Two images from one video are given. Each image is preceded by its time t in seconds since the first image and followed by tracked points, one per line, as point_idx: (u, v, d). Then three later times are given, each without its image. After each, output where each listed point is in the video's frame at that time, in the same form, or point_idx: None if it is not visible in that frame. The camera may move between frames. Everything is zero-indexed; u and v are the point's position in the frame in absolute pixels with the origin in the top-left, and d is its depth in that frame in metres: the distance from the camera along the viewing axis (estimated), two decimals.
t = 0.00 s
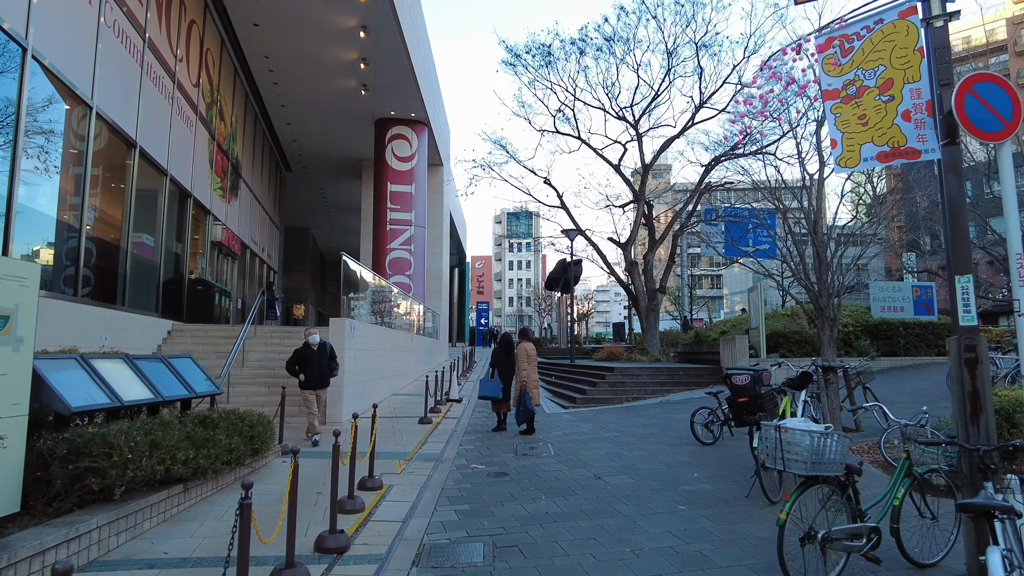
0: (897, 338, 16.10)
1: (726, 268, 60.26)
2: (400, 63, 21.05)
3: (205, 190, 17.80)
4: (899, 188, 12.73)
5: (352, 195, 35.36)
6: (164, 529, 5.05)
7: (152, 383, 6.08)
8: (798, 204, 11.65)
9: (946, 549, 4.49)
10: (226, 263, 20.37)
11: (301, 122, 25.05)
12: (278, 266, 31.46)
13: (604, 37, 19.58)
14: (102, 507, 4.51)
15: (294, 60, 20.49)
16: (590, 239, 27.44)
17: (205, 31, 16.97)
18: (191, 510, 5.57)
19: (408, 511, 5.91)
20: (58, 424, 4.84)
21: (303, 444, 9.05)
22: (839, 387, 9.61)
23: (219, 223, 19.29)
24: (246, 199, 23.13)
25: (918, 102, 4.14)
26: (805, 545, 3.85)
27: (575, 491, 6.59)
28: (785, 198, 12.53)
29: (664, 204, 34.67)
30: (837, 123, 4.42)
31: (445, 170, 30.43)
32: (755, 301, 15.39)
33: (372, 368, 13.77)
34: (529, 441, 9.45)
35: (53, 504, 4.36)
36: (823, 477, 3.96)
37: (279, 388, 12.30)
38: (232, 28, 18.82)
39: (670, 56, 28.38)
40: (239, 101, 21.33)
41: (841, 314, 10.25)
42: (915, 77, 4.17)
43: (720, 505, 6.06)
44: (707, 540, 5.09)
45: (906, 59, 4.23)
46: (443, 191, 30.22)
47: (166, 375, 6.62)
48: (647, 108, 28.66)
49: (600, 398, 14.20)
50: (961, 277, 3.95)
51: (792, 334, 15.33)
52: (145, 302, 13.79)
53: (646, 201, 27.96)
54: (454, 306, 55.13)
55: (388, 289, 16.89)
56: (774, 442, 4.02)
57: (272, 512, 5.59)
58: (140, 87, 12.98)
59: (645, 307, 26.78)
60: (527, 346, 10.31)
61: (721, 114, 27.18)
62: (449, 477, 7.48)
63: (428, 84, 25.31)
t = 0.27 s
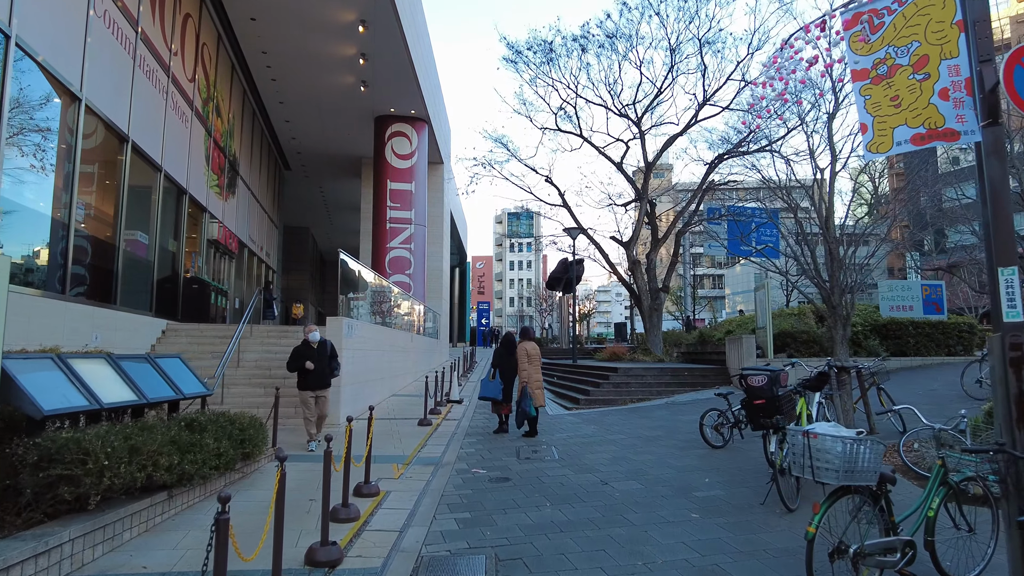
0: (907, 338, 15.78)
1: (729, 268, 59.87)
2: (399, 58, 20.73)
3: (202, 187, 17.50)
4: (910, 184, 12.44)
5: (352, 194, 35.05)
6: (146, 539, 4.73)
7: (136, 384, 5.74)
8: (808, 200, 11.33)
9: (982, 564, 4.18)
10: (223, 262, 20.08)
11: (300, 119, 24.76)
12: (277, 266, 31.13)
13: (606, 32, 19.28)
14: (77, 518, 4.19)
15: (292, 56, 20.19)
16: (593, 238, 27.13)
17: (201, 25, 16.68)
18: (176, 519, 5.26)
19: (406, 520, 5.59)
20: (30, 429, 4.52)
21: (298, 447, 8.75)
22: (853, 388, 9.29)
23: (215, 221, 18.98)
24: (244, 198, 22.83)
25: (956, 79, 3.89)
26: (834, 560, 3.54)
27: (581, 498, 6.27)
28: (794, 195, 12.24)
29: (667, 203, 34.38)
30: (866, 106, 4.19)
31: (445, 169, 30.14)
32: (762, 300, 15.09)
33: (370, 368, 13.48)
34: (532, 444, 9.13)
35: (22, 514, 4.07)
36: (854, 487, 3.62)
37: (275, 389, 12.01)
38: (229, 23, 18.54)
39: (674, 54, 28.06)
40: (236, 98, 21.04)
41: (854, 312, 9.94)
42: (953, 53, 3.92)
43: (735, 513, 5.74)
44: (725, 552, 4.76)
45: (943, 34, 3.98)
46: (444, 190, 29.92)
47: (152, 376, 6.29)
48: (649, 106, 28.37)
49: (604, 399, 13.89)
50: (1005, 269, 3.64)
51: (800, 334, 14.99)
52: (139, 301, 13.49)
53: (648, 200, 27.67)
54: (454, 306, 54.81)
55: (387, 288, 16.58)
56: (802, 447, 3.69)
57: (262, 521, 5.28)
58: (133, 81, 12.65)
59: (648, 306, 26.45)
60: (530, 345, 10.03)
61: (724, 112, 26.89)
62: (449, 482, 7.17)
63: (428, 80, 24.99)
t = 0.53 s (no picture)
0: (913, 338, 15.52)
1: (730, 268, 59.67)
2: (397, 54, 20.44)
3: (196, 185, 17.22)
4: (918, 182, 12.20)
5: (350, 193, 34.80)
6: (125, 553, 4.45)
7: (114, 388, 5.45)
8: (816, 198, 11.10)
9: None
10: (219, 261, 19.80)
11: (297, 117, 24.48)
12: (274, 266, 30.83)
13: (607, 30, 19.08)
14: (45, 534, 3.90)
15: (289, 52, 19.90)
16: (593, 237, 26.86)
17: (195, 20, 16.41)
18: (157, 531, 4.97)
19: (398, 533, 5.31)
20: None
21: (290, 451, 8.49)
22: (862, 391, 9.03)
23: (211, 219, 18.70)
24: (240, 196, 22.53)
25: (990, 64, 4.42)
26: None
27: (583, 508, 5.99)
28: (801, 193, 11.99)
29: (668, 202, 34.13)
30: (894, 93, 4.68)
31: (445, 168, 29.87)
32: (766, 300, 14.81)
33: (367, 370, 13.21)
34: (532, 448, 8.85)
35: None
36: (881, 502, 3.34)
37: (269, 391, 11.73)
38: (224, 19, 18.27)
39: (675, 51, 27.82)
40: (232, 95, 20.77)
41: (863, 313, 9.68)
42: (985, 37, 4.47)
43: (745, 524, 5.46)
44: (737, 569, 4.47)
45: (973, 20, 4.55)
46: (443, 188, 29.65)
47: (134, 379, 5.99)
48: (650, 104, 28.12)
49: (605, 401, 13.61)
50: None
51: (805, 334, 14.71)
52: (130, 301, 13.21)
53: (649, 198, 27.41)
54: (454, 306, 54.57)
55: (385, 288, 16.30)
56: (824, 459, 3.41)
57: (247, 534, 5.01)
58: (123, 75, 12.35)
59: (649, 306, 26.19)
60: (531, 347, 9.77)
61: (726, 110, 26.64)
62: (446, 489, 6.89)
63: (427, 79, 24.80)
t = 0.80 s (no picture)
0: (918, 337, 15.23)
1: (730, 267, 59.42)
2: (393, 49, 20.12)
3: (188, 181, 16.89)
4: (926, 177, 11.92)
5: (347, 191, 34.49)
6: (94, 566, 4.13)
7: (88, 388, 5.14)
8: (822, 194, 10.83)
9: None
10: (212, 259, 19.49)
11: (293, 113, 24.15)
12: (270, 264, 30.50)
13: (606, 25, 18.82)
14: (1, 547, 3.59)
15: (283, 46, 19.57)
16: (592, 235, 26.56)
17: (186, 13, 16.07)
18: (132, 540, 4.66)
19: (389, 541, 5.01)
20: None
21: (279, 454, 8.20)
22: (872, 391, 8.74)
23: (203, 216, 18.38)
24: (234, 194, 22.21)
25: None
26: None
27: (584, 514, 5.70)
28: (806, 187, 11.70)
29: (668, 200, 33.85)
30: (918, 63, 4.17)
31: (442, 165, 29.55)
32: (769, 297, 14.52)
33: (362, 370, 12.90)
34: (531, 450, 8.56)
35: None
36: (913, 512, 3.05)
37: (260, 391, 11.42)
38: (216, 12, 17.92)
39: (675, 48, 27.51)
40: (226, 90, 20.44)
41: (872, 310, 9.39)
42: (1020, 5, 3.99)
43: (755, 531, 5.17)
44: None
45: None
46: (440, 186, 29.34)
47: (112, 378, 5.67)
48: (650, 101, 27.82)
49: (605, 401, 13.31)
50: None
51: (809, 333, 14.42)
52: (119, 299, 12.90)
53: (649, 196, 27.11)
54: (452, 306, 54.28)
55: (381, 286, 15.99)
56: (849, 464, 3.12)
57: (227, 544, 4.70)
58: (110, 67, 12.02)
59: (649, 305, 25.91)
60: (530, 345, 9.48)
61: (727, 107, 26.35)
62: (440, 494, 6.58)
63: (424, 74, 24.46)
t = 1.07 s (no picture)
0: (925, 338, 14.94)
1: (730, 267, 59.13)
2: (390, 46, 19.82)
3: (181, 180, 16.59)
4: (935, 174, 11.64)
5: (345, 191, 34.20)
6: None
7: (60, 397, 4.83)
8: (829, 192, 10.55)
9: None
10: (206, 259, 19.19)
11: (289, 111, 23.84)
12: (267, 264, 30.19)
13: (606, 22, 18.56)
14: None
15: (279, 43, 19.26)
16: (592, 235, 26.25)
17: (179, 8, 15.74)
18: (107, 561, 4.34)
19: (380, 559, 4.71)
20: None
21: (270, 461, 7.91)
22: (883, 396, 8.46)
23: (197, 216, 18.07)
24: (230, 193, 21.90)
25: None
26: None
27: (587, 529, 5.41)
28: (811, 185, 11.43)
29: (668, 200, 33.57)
30: (957, 46, 4.53)
31: (440, 164, 29.25)
32: (774, 297, 14.24)
33: (358, 371, 12.61)
34: (531, 458, 8.27)
35: None
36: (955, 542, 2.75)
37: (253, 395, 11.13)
38: (210, 7, 17.60)
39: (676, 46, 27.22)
40: (221, 88, 20.14)
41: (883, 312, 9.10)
42: None
43: (770, 548, 4.88)
44: None
45: None
46: (439, 185, 29.04)
47: (88, 386, 5.37)
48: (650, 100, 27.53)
49: (607, 405, 13.03)
50: None
51: (815, 335, 14.12)
52: (110, 300, 12.60)
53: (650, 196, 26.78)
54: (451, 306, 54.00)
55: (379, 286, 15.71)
56: (885, 487, 2.79)
57: (208, 565, 4.39)
58: (98, 62, 11.70)
59: (650, 305, 25.62)
60: (529, 348, 9.18)
61: (730, 105, 26.04)
62: (436, 506, 6.29)
63: (422, 71, 24.13)
